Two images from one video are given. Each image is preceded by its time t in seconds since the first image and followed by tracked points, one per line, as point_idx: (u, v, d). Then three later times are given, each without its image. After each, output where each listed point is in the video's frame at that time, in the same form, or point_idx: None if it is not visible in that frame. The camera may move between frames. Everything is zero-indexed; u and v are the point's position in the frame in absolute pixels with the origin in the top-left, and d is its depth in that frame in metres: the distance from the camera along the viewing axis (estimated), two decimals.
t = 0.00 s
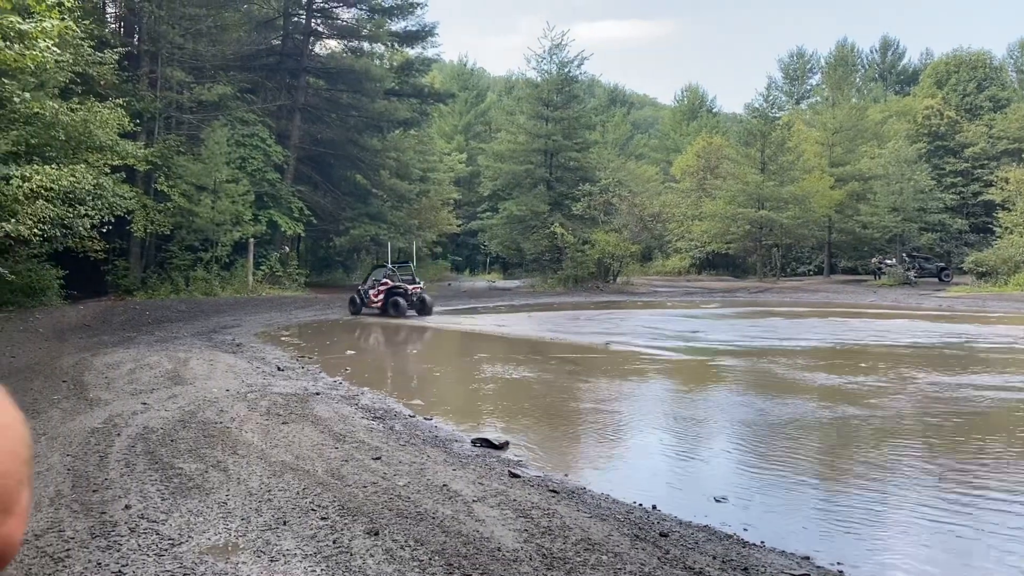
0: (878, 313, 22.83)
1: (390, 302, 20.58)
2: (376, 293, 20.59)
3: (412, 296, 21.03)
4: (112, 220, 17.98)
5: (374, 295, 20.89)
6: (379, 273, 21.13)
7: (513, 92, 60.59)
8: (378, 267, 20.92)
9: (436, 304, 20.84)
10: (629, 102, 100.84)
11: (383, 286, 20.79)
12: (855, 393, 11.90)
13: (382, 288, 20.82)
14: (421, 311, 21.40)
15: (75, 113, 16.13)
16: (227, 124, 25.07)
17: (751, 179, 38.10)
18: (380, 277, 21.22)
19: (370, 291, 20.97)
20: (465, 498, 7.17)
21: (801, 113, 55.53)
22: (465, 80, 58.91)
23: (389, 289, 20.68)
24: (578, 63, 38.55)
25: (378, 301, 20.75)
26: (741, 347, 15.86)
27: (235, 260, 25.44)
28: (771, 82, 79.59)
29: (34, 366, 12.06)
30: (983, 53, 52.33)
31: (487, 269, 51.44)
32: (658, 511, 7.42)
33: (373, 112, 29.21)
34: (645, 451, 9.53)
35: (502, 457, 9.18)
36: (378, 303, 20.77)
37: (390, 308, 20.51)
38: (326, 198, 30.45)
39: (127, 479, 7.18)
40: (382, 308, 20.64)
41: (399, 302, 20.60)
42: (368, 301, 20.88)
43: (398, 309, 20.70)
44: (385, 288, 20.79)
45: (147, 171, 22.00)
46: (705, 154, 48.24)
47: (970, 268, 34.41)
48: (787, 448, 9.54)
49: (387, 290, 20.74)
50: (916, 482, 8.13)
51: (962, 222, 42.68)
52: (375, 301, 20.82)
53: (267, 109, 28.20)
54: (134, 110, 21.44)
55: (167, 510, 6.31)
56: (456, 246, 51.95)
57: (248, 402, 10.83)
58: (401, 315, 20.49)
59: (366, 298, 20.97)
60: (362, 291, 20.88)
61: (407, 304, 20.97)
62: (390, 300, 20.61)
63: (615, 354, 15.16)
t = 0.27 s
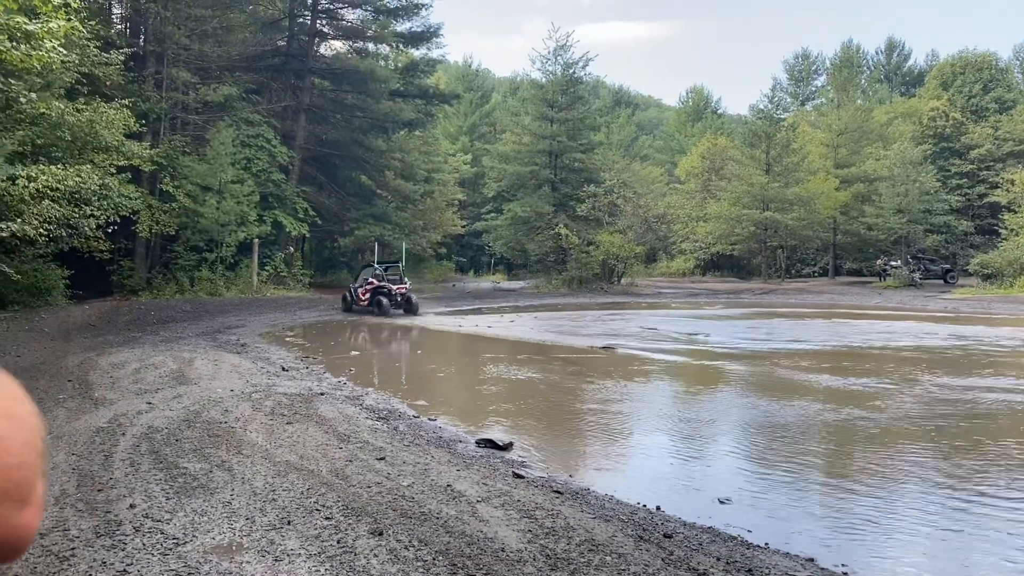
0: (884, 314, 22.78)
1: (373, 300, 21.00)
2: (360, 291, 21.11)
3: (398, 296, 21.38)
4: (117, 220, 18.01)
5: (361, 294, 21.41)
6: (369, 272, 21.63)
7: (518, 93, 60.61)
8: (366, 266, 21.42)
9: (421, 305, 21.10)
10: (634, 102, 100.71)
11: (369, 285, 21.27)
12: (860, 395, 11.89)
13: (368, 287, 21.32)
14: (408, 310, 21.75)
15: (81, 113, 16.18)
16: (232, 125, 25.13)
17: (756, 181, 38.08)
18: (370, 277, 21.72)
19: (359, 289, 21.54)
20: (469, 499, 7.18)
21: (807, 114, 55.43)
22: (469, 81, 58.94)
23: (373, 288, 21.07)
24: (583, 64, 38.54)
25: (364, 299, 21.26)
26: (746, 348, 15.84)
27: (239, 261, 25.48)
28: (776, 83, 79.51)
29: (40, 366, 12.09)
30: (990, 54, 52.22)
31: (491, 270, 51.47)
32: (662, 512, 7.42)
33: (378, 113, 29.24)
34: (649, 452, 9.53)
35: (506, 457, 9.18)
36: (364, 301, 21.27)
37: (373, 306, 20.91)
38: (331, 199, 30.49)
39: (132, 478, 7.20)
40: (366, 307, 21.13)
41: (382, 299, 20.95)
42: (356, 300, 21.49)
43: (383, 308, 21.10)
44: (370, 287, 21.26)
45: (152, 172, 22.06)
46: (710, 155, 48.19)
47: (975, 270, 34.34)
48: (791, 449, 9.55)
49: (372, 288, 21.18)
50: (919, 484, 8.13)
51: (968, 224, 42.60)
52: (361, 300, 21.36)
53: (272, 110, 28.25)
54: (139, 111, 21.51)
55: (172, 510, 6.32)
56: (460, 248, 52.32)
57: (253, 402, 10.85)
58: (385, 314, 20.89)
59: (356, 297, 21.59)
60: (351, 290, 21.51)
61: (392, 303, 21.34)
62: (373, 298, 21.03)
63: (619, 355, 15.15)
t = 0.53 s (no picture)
0: (887, 316, 22.76)
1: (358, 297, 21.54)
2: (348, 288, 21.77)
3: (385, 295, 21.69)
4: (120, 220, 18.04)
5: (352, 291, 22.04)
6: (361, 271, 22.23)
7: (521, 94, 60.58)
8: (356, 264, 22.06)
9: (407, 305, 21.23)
10: (636, 104, 100.68)
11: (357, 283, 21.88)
12: (863, 397, 11.88)
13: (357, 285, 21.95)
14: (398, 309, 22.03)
15: (85, 113, 16.21)
16: (235, 125, 25.16)
17: (759, 182, 38.06)
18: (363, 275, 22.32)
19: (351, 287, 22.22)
20: (471, 499, 7.18)
21: (810, 115, 55.41)
22: (472, 82, 58.99)
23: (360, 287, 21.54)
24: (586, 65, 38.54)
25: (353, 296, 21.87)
26: (749, 349, 15.82)
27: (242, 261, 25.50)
28: (779, 84, 79.50)
29: (43, 365, 12.11)
30: (993, 56, 52.18)
31: (494, 270, 51.48)
32: (665, 513, 7.42)
33: (381, 113, 29.24)
34: (651, 453, 9.53)
35: (508, 457, 9.18)
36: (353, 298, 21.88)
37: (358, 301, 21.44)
38: (334, 199, 30.51)
39: (135, 477, 7.22)
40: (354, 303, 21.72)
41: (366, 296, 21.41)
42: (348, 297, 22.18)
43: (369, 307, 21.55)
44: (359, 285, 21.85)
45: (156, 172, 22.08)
46: (713, 157, 48.18)
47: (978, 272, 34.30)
48: (793, 450, 9.55)
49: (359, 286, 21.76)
50: (922, 485, 8.12)
51: (971, 226, 42.55)
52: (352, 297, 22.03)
53: (275, 110, 28.26)
54: (143, 110, 21.55)
55: (174, 508, 6.33)
56: (464, 248, 52.40)
57: (256, 401, 10.85)
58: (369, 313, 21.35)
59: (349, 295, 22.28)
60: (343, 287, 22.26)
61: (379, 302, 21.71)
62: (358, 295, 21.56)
63: (621, 356, 15.14)
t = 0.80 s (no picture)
0: (889, 318, 22.75)
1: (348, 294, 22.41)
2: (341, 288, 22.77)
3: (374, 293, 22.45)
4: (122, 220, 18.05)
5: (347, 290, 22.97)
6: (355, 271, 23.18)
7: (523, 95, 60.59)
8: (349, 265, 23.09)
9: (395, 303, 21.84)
10: (638, 105, 100.70)
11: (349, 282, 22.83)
12: (864, 399, 11.88)
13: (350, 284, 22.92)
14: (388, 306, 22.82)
15: (88, 113, 16.21)
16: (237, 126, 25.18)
17: (760, 184, 38.07)
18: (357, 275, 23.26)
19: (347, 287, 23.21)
20: (473, 499, 7.18)
21: (812, 117, 55.43)
22: (474, 83, 59.02)
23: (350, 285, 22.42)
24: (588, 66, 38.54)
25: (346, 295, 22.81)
26: (750, 351, 15.81)
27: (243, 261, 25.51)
28: (781, 86, 79.53)
29: (44, 365, 12.12)
30: (995, 58, 52.21)
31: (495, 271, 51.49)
32: (666, 514, 7.42)
33: (383, 114, 29.26)
34: (651, 454, 9.53)
35: (509, 459, 9.19)
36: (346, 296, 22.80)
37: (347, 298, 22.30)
38: (335, 199, 30.52)
39: (136, 476, 7.23)
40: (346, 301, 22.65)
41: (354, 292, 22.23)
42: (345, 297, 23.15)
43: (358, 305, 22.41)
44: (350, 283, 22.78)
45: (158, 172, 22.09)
46: (714, 158, 48.18)
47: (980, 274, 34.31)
48: (794, 452, 9.55)
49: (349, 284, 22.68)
50: (923, 488, 8.12)
51: (972, 228, 42.56)
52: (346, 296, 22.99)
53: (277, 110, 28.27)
54: (145, 110, 21.59)
55: (176, 509, 6.34)
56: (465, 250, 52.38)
57: (257, 401, 10.86)
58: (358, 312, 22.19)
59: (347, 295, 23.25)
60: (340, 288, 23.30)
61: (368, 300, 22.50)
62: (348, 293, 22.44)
63: (622, 357, 15.13)
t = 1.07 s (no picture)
0: (889, 320, 22.76)
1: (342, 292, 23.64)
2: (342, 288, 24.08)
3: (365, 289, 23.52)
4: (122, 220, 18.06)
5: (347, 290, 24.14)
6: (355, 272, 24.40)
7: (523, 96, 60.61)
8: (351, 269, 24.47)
9: (381, 295, 22.60)
10: (637, 107, 100.72)
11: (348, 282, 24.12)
12: (863, 401, 11.90)
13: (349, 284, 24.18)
14: (380, 302, 24.05)
15: (89, 113, 16.20)
16: (238, 126, 25.18)
17: (761, 186, 38.09)
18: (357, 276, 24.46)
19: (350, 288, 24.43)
20: (473, 501, 7.19)
21: (812, 119, 55.45)
22: (474, 84, 59.07)
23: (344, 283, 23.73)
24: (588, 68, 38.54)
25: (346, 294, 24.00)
26: (750, 353, 15.82)
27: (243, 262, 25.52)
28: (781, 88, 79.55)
29: (44, 365, 12.14)
30: (996, 60, 52.22)
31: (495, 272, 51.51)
32: (666, 516, 7.42)
33: (383, 115, 29.28)
34: (652, 456, 9.54)
35: (509, 460, 9.19)
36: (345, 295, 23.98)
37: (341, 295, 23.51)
38: (336, 200, 30.54)
39: (136, 476, 7.23)
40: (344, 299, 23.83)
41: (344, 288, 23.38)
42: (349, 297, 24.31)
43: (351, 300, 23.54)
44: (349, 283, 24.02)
45: (158, 171, 22.09)
46: (715, 160, 48.23)
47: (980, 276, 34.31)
48: (793, 453, 9.56)
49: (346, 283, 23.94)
50: (921, 489, 8.13)
51: (972, 230, 42.58)
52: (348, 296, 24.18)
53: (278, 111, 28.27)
54: (146, 111, 21.61)
55: (176, 509, 6.34)
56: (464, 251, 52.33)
57: (257, 402, 10.86)
58: (351, 307, 23.36)
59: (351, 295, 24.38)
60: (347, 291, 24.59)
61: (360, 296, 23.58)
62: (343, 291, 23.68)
63: (622, 358, 15.13)
